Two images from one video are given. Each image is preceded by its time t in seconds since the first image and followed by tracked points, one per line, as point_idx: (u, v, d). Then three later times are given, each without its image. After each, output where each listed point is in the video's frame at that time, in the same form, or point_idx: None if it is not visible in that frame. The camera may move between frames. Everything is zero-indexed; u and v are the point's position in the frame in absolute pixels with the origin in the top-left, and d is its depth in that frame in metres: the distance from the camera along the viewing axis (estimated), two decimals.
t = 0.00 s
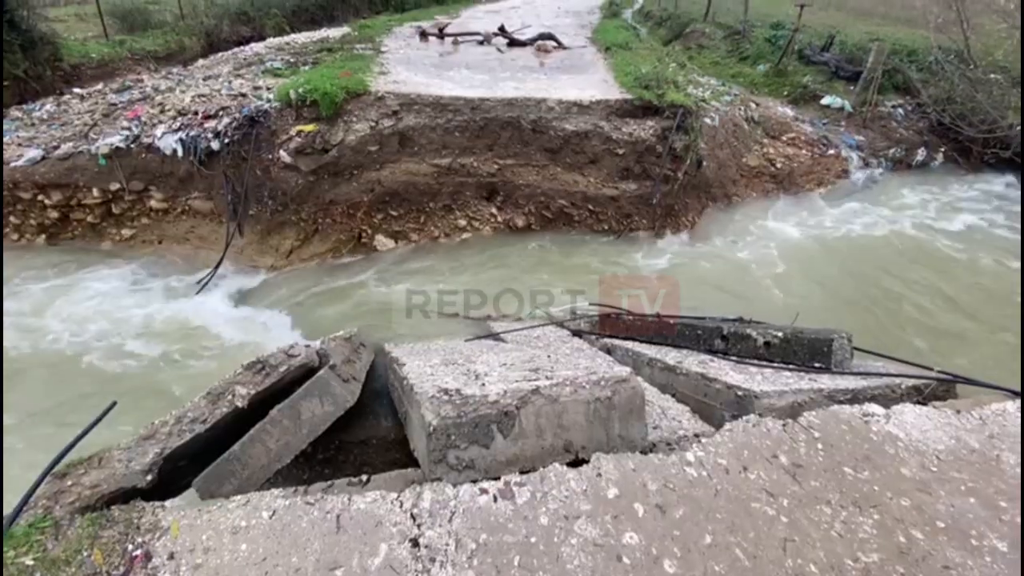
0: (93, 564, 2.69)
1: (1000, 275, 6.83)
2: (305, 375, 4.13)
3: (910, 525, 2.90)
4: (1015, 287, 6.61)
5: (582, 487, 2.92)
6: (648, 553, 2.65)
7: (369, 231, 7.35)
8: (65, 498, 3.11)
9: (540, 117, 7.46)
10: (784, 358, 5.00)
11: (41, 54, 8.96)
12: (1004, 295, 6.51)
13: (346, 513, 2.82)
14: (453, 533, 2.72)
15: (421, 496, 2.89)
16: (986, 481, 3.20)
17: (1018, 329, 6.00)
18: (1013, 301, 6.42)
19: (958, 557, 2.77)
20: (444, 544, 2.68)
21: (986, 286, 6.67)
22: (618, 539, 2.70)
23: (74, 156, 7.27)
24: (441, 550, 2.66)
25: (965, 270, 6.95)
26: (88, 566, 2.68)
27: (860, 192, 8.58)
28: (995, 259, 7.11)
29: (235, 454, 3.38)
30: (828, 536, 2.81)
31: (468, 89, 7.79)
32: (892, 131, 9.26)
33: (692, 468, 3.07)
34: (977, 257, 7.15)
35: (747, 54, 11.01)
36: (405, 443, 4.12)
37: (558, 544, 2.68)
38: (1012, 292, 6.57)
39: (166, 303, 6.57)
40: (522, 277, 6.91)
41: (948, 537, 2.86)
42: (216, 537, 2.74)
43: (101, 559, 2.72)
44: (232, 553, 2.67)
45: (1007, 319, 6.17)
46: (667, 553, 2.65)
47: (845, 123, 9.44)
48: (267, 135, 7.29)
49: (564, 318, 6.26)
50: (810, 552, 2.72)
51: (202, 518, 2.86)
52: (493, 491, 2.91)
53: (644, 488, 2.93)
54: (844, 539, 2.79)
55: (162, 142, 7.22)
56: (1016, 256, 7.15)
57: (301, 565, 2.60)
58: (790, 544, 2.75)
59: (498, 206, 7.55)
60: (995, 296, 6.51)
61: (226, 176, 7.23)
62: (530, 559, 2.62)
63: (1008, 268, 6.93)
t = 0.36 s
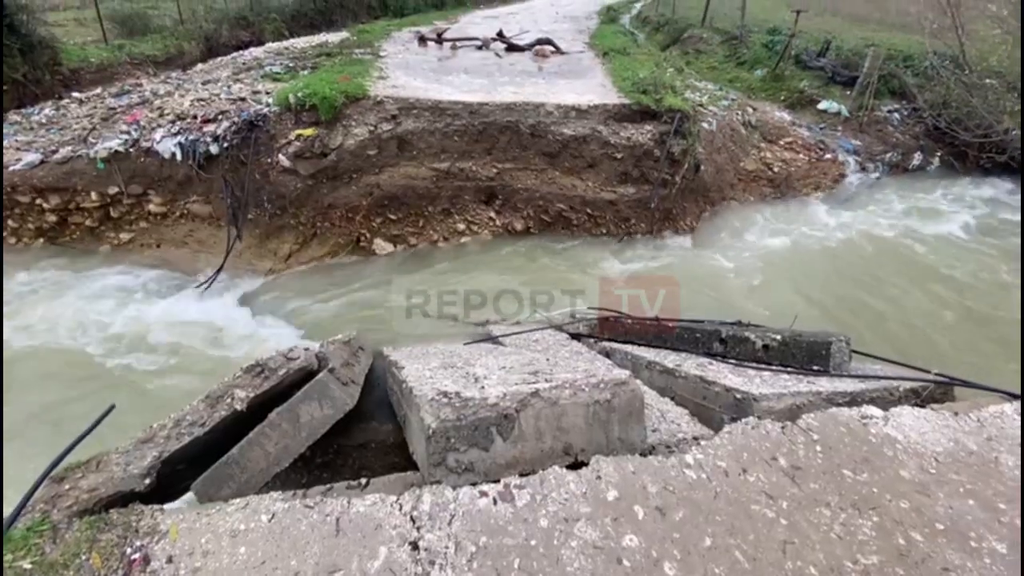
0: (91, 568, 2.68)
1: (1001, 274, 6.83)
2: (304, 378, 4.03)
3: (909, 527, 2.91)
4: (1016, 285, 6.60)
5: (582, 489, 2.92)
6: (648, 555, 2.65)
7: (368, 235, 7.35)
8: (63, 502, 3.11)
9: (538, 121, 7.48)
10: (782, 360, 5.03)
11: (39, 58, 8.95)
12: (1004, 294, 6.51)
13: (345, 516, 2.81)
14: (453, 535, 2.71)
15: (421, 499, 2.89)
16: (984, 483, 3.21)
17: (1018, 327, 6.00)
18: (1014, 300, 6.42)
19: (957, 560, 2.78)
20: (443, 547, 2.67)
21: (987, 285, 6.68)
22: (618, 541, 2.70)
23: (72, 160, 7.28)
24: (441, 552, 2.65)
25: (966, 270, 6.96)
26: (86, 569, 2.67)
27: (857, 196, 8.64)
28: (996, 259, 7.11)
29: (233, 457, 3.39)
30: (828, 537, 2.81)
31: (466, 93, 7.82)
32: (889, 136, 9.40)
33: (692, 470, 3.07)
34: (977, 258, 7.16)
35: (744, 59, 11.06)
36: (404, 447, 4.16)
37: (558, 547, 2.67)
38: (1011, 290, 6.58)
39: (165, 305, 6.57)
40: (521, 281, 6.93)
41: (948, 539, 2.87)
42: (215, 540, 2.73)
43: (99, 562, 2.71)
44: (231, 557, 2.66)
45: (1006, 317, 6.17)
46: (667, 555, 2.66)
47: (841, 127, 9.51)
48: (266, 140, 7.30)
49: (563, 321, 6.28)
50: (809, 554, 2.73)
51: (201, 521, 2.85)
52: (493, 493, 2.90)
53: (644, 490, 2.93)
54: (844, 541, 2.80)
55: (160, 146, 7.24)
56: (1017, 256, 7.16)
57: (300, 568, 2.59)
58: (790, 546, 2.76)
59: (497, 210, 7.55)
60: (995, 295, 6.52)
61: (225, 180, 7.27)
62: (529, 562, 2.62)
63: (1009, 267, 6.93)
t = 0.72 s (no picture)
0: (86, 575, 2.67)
1: (1000, 283, 6.82)
2: (302, 384, 3.97)
3: (907, 531, 2.91)
4: (1016, 292, 6.58)
5: (580, 495, 2.92)
6: (647, 561, 2.64)
7: (366, 241, 7.34)
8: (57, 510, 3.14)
9: (536, 128, 7.53)
10: (780, 365, 5.04)
11: (38, 65, 8.98)
12: (1003, 302, 6.49)
13: (342, 523, 2.80)
14: (451, 541, 2.70)
15: (418, 505, 2.87)
16: (982, 488, 3.22)
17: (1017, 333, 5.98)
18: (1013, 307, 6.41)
19: (956, 564, 2.78)
20: (441, 553, 2.65)
21: (986, 293, 6.66)
22: (617, 547, 2.69)
23: (70, 166, 7.32)
24: (439, 559, 2.63)
25: (965, 278, 6.95)
26: None
27: (853, 202, 8.69)
28: (995, 267, 7.10)
29: (230, 461, 3.39)
30: (827, 543, 2.81)
31: (465, 100, 7.86)
32: (882, 141, 9.50)
33: (690, 475, 3.07)
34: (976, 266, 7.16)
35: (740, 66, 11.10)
36: (401, 453, 4.13)
37: (557, 553, 2.67)
38: (1010, 297, 6.56)
39: (166, 310, 6.57)
40: (518, 286, 6.93)
41: (946, 544, 2.87)
42: (211, 547, 2.72)
43: (94, 568, 2.70)
44: (227, 563, 2.65)
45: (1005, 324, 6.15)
46: (666, 561, 2.65)
47: (837, 133, 9.59)
48: (264, 146, 7.34)
49: (561, 326, 6.30)
50: (808, 559, 2.72)
51: (197, 528, 2.84)
52: (491, 499, 2.89)
53: (643, 496, 2.93)
54: (843, 546, 2.80)
55: (158, 152, 7.28)
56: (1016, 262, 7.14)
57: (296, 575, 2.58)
58: (789, 551, 2.75)
59: (495, 215, 7.58)
60: (994, 303, 6.50)
61: (223, 186, 7.28)
62: (527, 568, 2.61)
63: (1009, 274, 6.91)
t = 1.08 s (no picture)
0: None
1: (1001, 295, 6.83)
2: (298, 394, 3.92)
3: (907, 539, 2.91)
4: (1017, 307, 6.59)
5: (579, 503, 2.91)
6: (646, 570, 2.63)
7: (364, 249, 7.35)
8: (51, 520, 3.15)
9: (534, 136, 7.55)
10: (778, 373, 5.00)
11: (37, 74, 9.03)
12: (1004, 314, 6.51)
13: (339, 532, 2.78)
14: (449, 550, 2.69)
15: (416, 514, 2.86)
16: (981, 495, 3.22)
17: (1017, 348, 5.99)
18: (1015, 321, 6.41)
19: (955, 572, 2.78)
20: (439, 562, 2.64)
21: (987, 306, 6.67)
22: (616, 556, 2.68)
23: (68, 174, 7.34)
24: (436, 568, 2.62)
25: (967, 289, 6.97)
26: None
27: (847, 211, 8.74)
28: (996, 279, 7.12)
29: (225, 473, 3.38)
30: (826, 551, 2.81)
31: (463, 109, 7.90)
32: (878, 149, 9.69)
33: (689, 483, 3.07)
34: (977, 278, 7.17)
35: (735, 76, 11.22)
36: (399, 462, 4.08)
37: (555, 562, 2.65)
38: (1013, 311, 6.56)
39: (163, 318, 6.55)
40: (515, 296, 6.95)
41: (946, 551, 2.87)
42: (206, 557, 2.70)
43: None
44: (223, 574, 2.62)
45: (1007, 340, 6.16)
46: (665, 570, 2.64)
47: (833, 143, 9.78)
48: (262, 153, 7.35)
49: (559, 334, 6.34)
50: (807, 568, 2.72)
51: (192, 537, 2.81)
52: (489, 508, 2.88)
53: (642, 504, 2.92)
54: (842, 554, 2.80)
55: (157, 161, 7.29)
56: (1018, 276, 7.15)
57: None
58: (788, 559, 2.75)
59: (493, 223, 7.61)
60: (995, 316, 6.51)
61: (221, 194, 7.31)
62: None
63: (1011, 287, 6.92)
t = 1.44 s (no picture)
0: None
1: (1001, 304, 6.84)
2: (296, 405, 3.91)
3: (905, 548, 2.91)
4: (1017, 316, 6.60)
5: (576, 514, 2.91)
6: None
7: (361, 259, 7.35)
8: (42, 533, 3.09)
9: (531, 148, 7.63)
10: (775, 383, 5.00)
11: (37, 85, 9.09)
12: (1003, 323, 6.52)
13: (334, 544, 2.77)
14: (446, 562, 2.68)
15: (412, 526, 2.85)
16: (978, 504, 3.23)
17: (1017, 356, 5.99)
18: (1014, 330, 6.41)
19: None
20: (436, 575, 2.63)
21: (986, 315, 6.69)
22: (613, 567, 2.68)
23: (66, 185, 7.35)
24: None
25: (966, 299, 6.99)
26: None
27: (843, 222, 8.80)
28: (995, 288, 7.14)
29: (219, 484, 3.36)
30: (825, 561, 2.81)
31: (460, 121, 7.97)
32: (872, 160, 9.80)
33: (687, 493, 3.08)
34: (976, 287, 7.19)
35: (730, 89, 11.34)
36: (396, 474, 4.04)
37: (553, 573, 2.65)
38: (1012, 321, 6.57)
39: (159, 328, 6.54)
40: (513, 308, 6.97)
41: (944, 561, 2.88)
42: (200, 570, 2.68)
43: None
44: None
45: (1006, 349, 6.16)
46: None
47: (827, 154, 9.88)
48: (261, 165, 7.39)
49: (556, 343, 6.36)
50: None
51: (186, 550, 2.80)
52: (486, 519, 2.88)
53: (639, 515, 2.92)
54: (841, 564, 2.80)
55: (156, 171, 7.35)
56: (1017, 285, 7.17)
57: None
58: (788, 570, 2.75)
59: (490, 234, 7.63)
60: (994, 325, 6.52)
61: (219, 205, 7.32)
62: None
63: (1010, 297, 6.93)
